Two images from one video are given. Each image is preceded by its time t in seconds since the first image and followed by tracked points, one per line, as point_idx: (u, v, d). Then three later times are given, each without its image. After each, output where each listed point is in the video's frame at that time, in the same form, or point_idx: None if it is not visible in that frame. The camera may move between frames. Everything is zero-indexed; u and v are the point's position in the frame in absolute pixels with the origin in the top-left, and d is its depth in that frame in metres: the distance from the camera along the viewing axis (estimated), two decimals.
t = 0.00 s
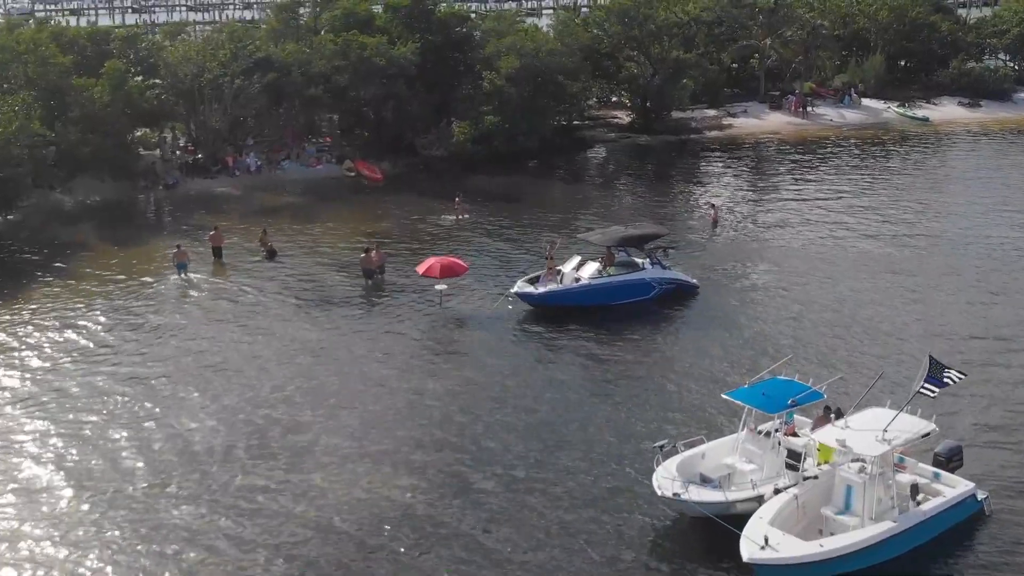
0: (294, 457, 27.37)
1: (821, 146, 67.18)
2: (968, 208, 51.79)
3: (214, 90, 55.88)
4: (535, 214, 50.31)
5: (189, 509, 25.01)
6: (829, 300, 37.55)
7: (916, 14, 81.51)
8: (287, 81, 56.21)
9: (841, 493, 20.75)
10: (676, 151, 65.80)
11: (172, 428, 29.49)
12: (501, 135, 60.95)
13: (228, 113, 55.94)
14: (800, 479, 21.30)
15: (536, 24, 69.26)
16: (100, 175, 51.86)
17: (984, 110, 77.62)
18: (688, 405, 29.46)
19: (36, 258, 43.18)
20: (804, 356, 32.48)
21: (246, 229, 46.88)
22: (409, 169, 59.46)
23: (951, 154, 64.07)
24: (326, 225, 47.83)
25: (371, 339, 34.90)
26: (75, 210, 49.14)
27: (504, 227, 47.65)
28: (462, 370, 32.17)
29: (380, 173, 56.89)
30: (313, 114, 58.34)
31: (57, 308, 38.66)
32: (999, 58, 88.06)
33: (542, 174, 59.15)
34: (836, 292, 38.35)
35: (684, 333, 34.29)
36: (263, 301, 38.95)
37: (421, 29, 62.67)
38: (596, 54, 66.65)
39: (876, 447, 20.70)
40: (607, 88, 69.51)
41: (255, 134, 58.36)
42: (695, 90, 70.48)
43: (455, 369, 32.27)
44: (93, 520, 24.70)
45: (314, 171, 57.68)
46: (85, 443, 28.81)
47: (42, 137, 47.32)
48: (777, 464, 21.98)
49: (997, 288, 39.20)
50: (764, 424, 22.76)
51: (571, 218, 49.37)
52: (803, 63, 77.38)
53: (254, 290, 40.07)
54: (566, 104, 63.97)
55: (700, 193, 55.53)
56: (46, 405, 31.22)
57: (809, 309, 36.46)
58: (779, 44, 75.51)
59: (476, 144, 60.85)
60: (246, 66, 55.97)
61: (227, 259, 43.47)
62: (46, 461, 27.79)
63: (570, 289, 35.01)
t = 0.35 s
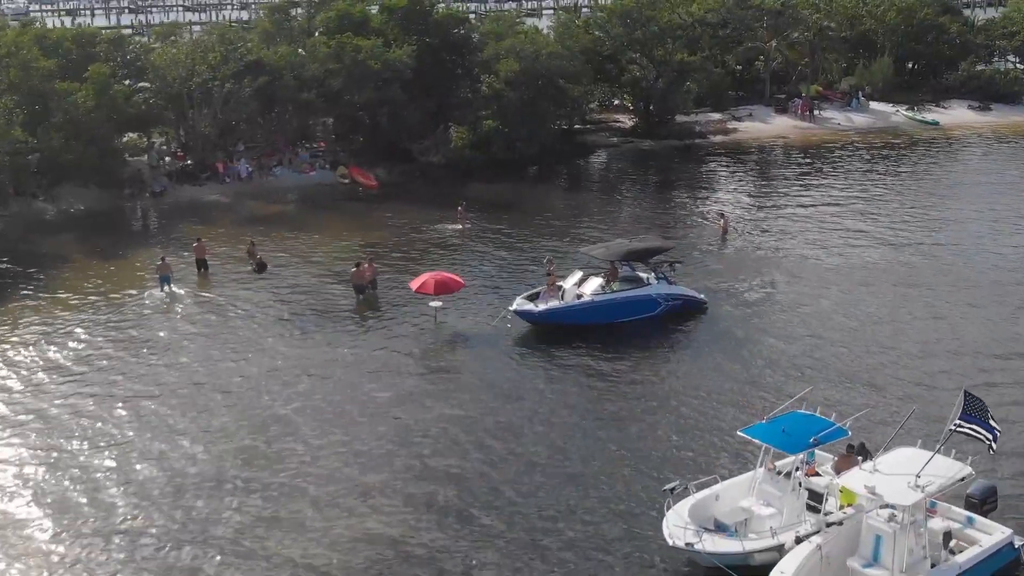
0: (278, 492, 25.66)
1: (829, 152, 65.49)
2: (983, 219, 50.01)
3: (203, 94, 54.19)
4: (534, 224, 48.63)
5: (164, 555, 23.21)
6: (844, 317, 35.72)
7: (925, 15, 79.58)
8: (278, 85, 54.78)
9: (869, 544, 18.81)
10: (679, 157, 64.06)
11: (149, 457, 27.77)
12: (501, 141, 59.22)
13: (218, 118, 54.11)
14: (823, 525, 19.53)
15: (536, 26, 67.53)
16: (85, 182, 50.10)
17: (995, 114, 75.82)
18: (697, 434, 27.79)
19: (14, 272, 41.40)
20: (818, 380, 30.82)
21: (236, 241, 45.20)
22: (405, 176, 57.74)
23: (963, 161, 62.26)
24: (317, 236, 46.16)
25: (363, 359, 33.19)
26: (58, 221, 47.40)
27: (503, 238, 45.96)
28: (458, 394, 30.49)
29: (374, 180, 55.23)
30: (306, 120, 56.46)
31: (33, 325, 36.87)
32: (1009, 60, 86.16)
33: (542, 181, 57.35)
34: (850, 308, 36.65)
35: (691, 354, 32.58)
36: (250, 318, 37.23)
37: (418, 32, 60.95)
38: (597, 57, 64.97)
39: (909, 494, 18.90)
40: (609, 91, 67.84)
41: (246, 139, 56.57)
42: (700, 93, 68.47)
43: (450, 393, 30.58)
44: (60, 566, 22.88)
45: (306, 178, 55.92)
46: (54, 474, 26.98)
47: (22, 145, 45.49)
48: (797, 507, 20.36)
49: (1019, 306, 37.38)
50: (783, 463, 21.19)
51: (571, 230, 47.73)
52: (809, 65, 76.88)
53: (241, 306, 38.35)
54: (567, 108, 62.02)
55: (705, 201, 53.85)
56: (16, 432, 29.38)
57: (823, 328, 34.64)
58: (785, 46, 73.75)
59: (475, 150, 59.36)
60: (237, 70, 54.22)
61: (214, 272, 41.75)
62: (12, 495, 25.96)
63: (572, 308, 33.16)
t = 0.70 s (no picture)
0: (255, 536, 23.78)
1: (837, 157, 63.55)
2: (1001, 228, 48.12)
3: (191, 99, 52.39)
4: (534, 236, 46.67)
5: None
6: (863, 338, 33.82)
7: (935, 16, 77.68)
8: (269, 89, 52.84)
9: None
10: (684, 163, 62.08)
11: (121, 494, 25.84)
12: (500, 147, 58.00)
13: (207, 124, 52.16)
14: None
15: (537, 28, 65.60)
16: (67, 192, 48.19)
17: (1008, 118, 73.96)
18: (708, 471, 25.87)
19: None
20: (837, 409, 28.91)
21: (222, 254, 43.31)
22: (400, 184, 55.78)
23: (978, 167, 60.37)
24: (308, 249, 44.28)
25: (352, 384, 31.26)
26: (38, 232, 45.49)
27: (502, 251, 44.04)
28: (452, 424, 28.57)
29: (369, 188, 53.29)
30: (298, 125, 54.56)
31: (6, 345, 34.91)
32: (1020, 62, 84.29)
33: (543, 189, 55.42)
34: (868, 328, 34.72)
35: (701, 379, 30.62)
36: (234, 337, 35.30)
37: (416, 34, 59.02)
38: (600, 58, 63.29)
39: (952, 555, 17.88)
40: (612, 94, 65.74)
41: (236, 145, 54.67)
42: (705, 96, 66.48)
43: (444, 423, 28.66)
44: None
45: (298, 185, 53.96)
46: (17, 513, 25.04)
47: None
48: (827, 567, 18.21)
49: None
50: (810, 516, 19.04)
51: (572, 242, 45.78)
52: (818, 67, 75.51)
53: (225, 325, 36.41)
54: (567, 113, 59.76)
55: (711, 210, 51.87)
56: None
57: (841, 351, 32.79)
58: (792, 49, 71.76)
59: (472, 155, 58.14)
60: (227, 73, 52.36)
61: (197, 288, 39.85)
62: None
63: (575, 330, 31.15)
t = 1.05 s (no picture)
0: None
1: (846, 164, 61.76)
2: (1018, 240, 46.36)
3: (178, 105, 50.37)
4: (534, 248, 44.89)
5: None
6: (882, 360, 32.10)
7: (945, 18, 76.03)
8: (259, 94, 51.65)
9: None
10: (688, 169, 60.30)
11: (92, 531, 24.15)
12: (500, 153, 55.04)
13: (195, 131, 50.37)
14: None
15: (537, 31, 63.95)
16: (48, 202, 46.49)
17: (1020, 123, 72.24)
18: (721, 511, 24.07)
19: None
20: (857, 441, 27.14)
21: (210, 267, 41.58)
22: (396, 192, 53.93)
23: (991, 174, 58.64)
24: (299, 262, 42.48)
25: (341, 411, 29.44)
26: (17, 245, 43.80)
27: (501, 265, 42.28)
28: (446, 456, 26.77)
29: (364, 198, 51.45)
30: (290, 132, 52.88)
31: None
32: None
33: (543, 198, 53.66)
34: (886, 349, 32.99)
35: (713, 407, 28.82)
36: (217, 358, 33.50)
37: (412, 37, 57.50)
38: (601, 63, 60.94)
39: None
40: (614, 98, 63.51)
41: (225, 151, 52.76)
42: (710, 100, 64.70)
43: (438, 455, 26.84)
44: None
45: (290, 193, 52.04)
46: None
47: None
48: None
49: None
50: None
51: (575, 255, 44.01)
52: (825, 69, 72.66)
53: (208, 344, 34.60)
54: (568, 118, 57.88)
55: (717, 220, 50.09)
56: None
57: (859, 374, 31.07)
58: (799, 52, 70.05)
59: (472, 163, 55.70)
60: (216, 77, 51.19)
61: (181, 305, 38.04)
62: None
63: (578, 354, 29.27)
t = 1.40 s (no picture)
0: None
1: (856, 170, 59.75)
2: None
3: (163, 111, 48.63)
4: (535, 263, 42.86)
5: None
6: (908, 387, 30.06)
7: (956, 19, 74.08)
8: (248, 100, 49.56)
9: None
10: (694, 177, 58.23)
11: None
12: (499, 160, 52.92)
13: (182, 139, 48.36)
14: None
15: (538, 34, 62.05)
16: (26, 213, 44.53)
17: None
18: (743, 561, 22.02)
19: None
20: (885, 478, 25.13)
21: (195, 284, 39.61)
22: (391, 202, 51.84)
23: (1008, 181, 56.58)
24: (289, 279, 40.48)
25: (327, 445, 27.36)
26: None
27: (501, 281, 40.30)
28: (440, 497, 24.72)
29: (357, 208, 49.35)
30: (282, 137, 51.45)
31: None
32: None
33: (545, 207, 51.61)
34: (911, 374, 30.98)
35: (728, 440, 26.77)
36: (199, 383, 31.48)
37: (405, 39, 56.01)
38: (605, 68, 59.65)
39: None
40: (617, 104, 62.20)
41: (212, 159, 50.64)
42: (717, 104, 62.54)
43: (431, 495, 24.79)
44: None
45: (279, 203, 49.94)
46: None
47: None
48: None
49: None
50: None
51: (577, 270, 41.98)
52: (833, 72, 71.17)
53: (189, 369, 32.55)
54: (569, 124, 55.84)
55: (725, 232, 48.07)
56: None
57: (885, 403, 29.03)
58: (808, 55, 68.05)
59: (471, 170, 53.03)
60: (202, 83, 48.94)
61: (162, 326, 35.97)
62: None
63: (582, 384, 27.25)
